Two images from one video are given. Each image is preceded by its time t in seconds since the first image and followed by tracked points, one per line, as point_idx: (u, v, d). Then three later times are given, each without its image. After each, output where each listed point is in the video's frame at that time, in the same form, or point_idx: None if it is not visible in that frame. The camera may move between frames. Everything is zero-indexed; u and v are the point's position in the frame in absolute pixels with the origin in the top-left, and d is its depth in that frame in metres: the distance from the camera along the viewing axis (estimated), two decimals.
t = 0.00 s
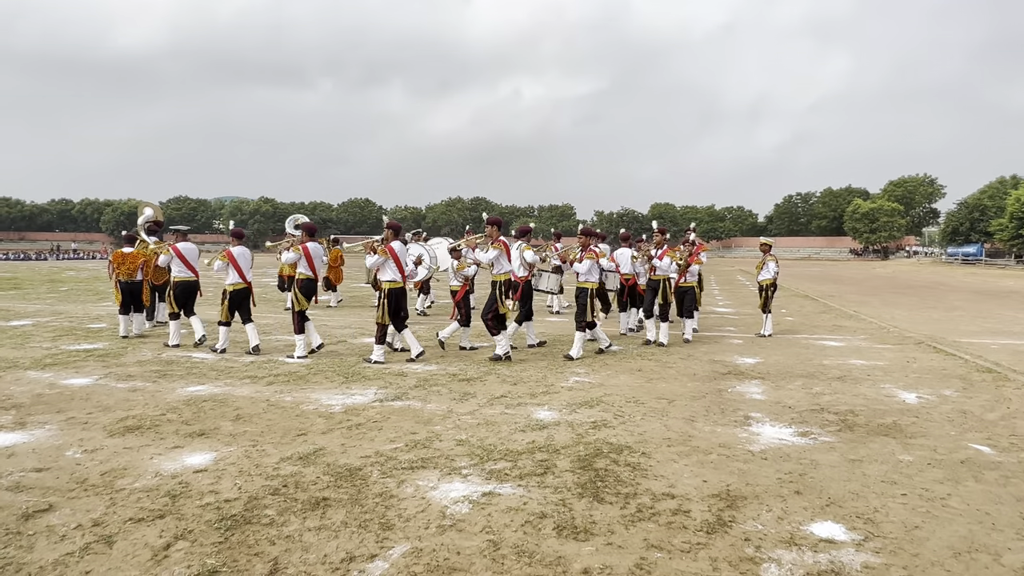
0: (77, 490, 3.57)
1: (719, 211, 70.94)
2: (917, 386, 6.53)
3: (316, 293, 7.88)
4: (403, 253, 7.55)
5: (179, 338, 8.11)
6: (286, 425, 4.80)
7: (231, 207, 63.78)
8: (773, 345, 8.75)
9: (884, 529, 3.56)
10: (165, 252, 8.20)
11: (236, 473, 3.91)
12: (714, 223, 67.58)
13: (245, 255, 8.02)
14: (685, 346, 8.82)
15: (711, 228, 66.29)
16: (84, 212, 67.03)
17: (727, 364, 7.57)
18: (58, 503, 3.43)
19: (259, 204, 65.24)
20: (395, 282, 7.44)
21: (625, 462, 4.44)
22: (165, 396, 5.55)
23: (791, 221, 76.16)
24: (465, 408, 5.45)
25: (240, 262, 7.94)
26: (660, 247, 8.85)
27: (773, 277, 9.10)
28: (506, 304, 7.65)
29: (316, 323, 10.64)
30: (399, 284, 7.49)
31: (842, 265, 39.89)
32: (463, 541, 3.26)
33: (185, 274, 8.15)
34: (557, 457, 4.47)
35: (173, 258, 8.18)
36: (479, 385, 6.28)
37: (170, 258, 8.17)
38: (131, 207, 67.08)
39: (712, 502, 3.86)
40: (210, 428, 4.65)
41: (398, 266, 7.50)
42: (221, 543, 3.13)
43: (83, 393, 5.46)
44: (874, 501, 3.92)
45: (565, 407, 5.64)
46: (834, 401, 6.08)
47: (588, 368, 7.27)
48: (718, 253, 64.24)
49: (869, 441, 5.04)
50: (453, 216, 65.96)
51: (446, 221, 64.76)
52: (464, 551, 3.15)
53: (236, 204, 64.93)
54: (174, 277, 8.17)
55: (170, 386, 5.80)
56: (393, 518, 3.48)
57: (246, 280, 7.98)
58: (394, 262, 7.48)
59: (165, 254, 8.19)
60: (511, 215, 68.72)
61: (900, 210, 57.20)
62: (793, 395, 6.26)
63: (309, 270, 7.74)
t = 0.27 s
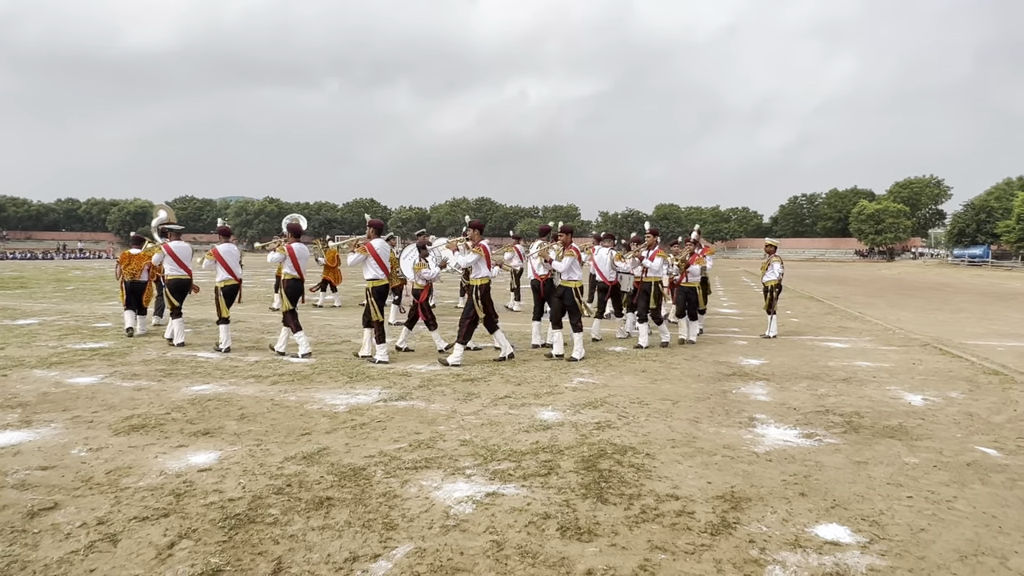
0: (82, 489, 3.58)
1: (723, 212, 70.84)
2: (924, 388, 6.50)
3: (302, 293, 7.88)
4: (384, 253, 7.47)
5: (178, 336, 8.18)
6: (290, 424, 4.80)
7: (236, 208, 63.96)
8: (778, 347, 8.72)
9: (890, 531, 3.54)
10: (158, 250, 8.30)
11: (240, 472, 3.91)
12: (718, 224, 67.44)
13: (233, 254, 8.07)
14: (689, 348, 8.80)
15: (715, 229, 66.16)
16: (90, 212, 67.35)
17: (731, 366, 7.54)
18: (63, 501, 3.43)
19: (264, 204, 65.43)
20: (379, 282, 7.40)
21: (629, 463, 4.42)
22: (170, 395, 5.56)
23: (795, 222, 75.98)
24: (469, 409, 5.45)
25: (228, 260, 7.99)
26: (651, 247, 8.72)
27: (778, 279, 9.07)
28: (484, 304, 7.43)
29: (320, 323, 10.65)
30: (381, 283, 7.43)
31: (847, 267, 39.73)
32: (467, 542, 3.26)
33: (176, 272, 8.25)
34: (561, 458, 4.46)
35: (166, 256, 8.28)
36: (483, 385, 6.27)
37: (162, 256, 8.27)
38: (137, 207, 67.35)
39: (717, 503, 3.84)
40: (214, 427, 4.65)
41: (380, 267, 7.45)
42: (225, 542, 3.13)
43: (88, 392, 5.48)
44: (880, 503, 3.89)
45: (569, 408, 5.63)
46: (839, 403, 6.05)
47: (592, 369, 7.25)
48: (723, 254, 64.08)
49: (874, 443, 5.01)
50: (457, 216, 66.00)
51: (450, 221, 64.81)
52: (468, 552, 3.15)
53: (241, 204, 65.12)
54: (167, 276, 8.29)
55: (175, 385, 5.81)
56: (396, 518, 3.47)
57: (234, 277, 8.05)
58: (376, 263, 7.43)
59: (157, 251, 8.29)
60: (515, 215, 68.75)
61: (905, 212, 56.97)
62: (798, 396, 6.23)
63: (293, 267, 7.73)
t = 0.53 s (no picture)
0: (85, 487, 3.59)
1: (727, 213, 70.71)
2: (928, 390, 6.47)
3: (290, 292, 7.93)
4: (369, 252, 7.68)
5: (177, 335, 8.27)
6: (294, 423, 4.81)
7: (240, 207, 64.12)
8: (782, 348, 8.69)
9: (894, 533, 3.52)
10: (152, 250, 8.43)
11: (243, 471, 3.92)
12: (722, 225, 67.31)
13: (221, 255, 8.20)
14: (692, 349, 8.78)
15: (719, 230, 66.05)
16: (95, 211, 67.62)
17: (735, 367, 7.52)
18: (66, 499, 3.44)
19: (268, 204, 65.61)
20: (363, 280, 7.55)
21: (632, 464, 4.41)
22: (174, 394, 5.57)
23: (799, 223, 75.83)
24: (472, 409, 5.44)
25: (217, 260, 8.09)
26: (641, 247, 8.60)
27: (782, 280, 9.04)
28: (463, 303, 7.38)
29: (324, 322, 10.68)
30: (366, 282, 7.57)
31: (851, 268, 39.58)
32: (469, 542, 3.26)
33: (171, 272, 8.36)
34: (564, 459, 4.45)
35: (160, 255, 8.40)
36: (486, 385, 6.26)
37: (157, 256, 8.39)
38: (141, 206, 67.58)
39: (719, 504, 3.83)
40: (217, 426, 4.66)
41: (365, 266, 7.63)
42: (228, 540, 3.13)
43: (93, 390, 5.50)
44: (883, 506, 3.88)
45: (572, 408, 5.62)
46: (844, 404, 6.02)
47: (595, 370, 7.24)
48: (727, 255, 63.97)
49: (878, 445, 4.99)
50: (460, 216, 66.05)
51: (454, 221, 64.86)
52: (470, 552, 3.14)
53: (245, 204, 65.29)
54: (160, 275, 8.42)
55: (179, 384, 5.82)
56: (399, 517, 3.47)
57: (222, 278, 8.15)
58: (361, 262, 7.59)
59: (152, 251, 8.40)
60: (518, 215, 68.78)
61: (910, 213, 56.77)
62: (802, 398, 6.21)
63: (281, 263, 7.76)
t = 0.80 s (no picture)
0: (86, 485, 3.59)
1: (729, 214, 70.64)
2: (930, 392, 6.45)
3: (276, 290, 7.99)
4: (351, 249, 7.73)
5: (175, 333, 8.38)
6: (295, 423, 4.81)
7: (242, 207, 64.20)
8: (783, 349, 8.67)
9: (895, 536, 3.51)
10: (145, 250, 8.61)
11: (244, 470, 3.92)
12: (724, 226, 67.26)
13: (211, 251, 8.22)
14: (694, 349, 8.77)
15: (721, 231, 66.00)
16: (98, 210, 67.75)
17: (736, 368, 7.51)
18: (67, 497, 3.45)
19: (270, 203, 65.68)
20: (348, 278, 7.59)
21: (632, 465, 4.41)
22: (175, 393, 5.58)
23: (801, 224, 75.76)
24: (473, 409, 5.44)
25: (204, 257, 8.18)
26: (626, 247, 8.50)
27: (784, 281, 9.02)
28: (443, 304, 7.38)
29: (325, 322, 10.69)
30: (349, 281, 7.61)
31: (853, 270, 39.49)
32: (469, 542, 3.25)
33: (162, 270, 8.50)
34: (564, 459, 4.45)
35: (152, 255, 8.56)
36: (487, 385, 6.26)
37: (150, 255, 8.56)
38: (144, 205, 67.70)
39: (720, 506, 3.82)
40: (219, 425, 4.67)
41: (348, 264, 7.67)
42: (228, 540, 3.13)
43: (94, 389, 5.50)
44: (885, 507, 3.87)
45: (573, 409, 5.61)
46: (845, 406, 6.01)
47: (596, 370, 7.23)
48: (729, 255, 63.92)
49: (880, 447, 4.98)
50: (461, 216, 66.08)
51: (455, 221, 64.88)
52: (470, 552, 3.14)
53: (247, 203, 65.37)
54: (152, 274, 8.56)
55: (180, 383, 5.83)
56: (399, 517, 3.47)
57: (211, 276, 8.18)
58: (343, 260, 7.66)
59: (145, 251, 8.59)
60: (520, 215, 68.81)
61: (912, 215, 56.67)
62: (804, 399, 6.20)
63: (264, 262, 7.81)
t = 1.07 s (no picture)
0: (86, 483, 3.59)
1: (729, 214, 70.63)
2: (930, 393, 6.45)
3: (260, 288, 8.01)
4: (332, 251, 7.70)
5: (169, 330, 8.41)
6: (295, 422, 4.81)
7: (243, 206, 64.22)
8: (784, 350, 8.67)
9: (895, 536, 3.51)
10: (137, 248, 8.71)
11: (244, 468, 3.92)
12: (724, 226, 67.24)
13: (195, 251, 8.22)
14: (694, 349, 8.77)
15: (721, 231, 65.99)
16: (98, 209, 67.75)
17: (737, 368, 7.51)
18: (67, 495, 3.45)
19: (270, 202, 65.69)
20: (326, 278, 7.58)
21: (632, 464, 4.41)
22: (175, 391, 5.58)
23: (802, 224, 75.74)
24: (473, 408, 5.44)
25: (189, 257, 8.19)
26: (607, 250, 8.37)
27: (784, 281, 9.01)
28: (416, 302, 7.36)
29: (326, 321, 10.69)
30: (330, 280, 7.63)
31: (854, 270, 39.46)
32: (469, 541, 3.25)
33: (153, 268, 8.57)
34: (564, 459, 4.45)
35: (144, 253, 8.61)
36: (488, 385, 6.26)
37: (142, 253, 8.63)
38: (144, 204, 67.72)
39: (720, 506, 3.83)
40: (219, 423, 4.67)
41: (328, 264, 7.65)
42: (228, 538, 3.14)
43: (95, 387, 5.51)
44: (885, 508, 3.87)
45: (573, 408, 5.61)
46: (845, 406, 6.01)
47: (596, 370, 7.23)
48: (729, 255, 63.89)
49: (880, 447, 4.97)
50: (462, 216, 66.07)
51: (456, 220, 64.88)
52: (470, 551, 3.14)
53: (248, 202, 65.36)
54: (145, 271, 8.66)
55: (181, 381, 5.83)
56: (399, 516, 3.48)
57: (195, 275, 8.19)
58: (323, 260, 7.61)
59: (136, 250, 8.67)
60: (520, 215, 68.82)
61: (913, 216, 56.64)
62: (804, 399, 6.20)
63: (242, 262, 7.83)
